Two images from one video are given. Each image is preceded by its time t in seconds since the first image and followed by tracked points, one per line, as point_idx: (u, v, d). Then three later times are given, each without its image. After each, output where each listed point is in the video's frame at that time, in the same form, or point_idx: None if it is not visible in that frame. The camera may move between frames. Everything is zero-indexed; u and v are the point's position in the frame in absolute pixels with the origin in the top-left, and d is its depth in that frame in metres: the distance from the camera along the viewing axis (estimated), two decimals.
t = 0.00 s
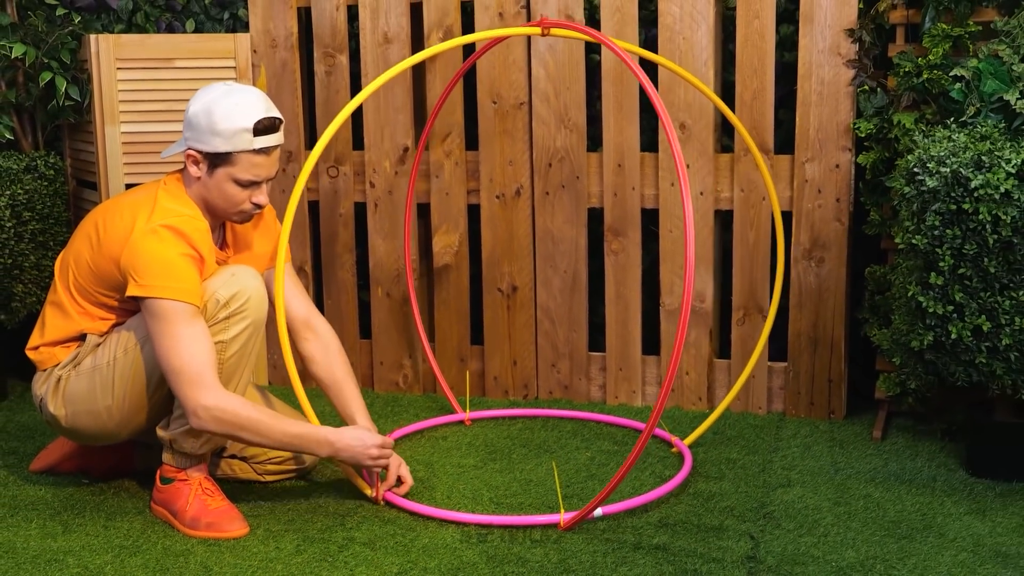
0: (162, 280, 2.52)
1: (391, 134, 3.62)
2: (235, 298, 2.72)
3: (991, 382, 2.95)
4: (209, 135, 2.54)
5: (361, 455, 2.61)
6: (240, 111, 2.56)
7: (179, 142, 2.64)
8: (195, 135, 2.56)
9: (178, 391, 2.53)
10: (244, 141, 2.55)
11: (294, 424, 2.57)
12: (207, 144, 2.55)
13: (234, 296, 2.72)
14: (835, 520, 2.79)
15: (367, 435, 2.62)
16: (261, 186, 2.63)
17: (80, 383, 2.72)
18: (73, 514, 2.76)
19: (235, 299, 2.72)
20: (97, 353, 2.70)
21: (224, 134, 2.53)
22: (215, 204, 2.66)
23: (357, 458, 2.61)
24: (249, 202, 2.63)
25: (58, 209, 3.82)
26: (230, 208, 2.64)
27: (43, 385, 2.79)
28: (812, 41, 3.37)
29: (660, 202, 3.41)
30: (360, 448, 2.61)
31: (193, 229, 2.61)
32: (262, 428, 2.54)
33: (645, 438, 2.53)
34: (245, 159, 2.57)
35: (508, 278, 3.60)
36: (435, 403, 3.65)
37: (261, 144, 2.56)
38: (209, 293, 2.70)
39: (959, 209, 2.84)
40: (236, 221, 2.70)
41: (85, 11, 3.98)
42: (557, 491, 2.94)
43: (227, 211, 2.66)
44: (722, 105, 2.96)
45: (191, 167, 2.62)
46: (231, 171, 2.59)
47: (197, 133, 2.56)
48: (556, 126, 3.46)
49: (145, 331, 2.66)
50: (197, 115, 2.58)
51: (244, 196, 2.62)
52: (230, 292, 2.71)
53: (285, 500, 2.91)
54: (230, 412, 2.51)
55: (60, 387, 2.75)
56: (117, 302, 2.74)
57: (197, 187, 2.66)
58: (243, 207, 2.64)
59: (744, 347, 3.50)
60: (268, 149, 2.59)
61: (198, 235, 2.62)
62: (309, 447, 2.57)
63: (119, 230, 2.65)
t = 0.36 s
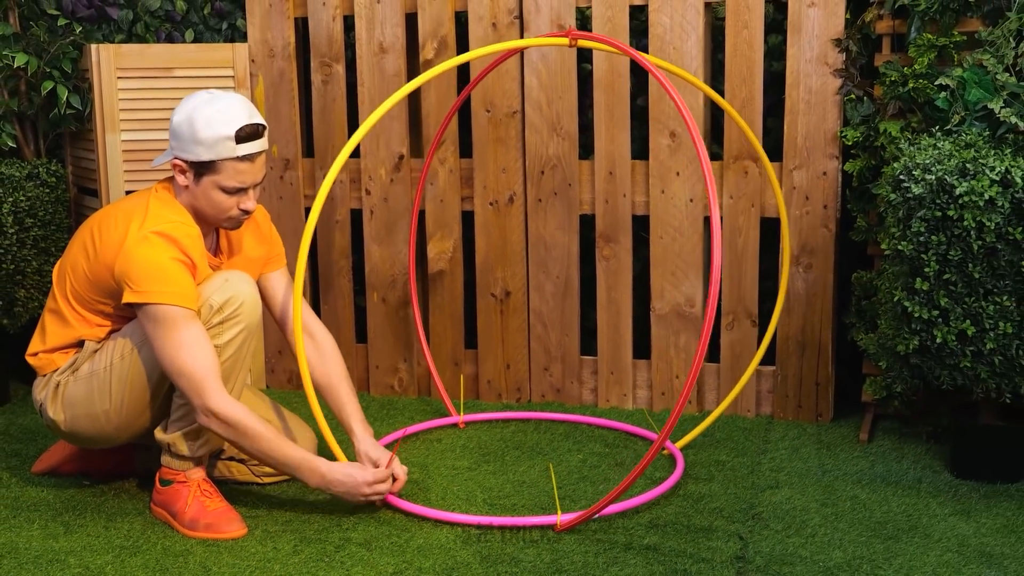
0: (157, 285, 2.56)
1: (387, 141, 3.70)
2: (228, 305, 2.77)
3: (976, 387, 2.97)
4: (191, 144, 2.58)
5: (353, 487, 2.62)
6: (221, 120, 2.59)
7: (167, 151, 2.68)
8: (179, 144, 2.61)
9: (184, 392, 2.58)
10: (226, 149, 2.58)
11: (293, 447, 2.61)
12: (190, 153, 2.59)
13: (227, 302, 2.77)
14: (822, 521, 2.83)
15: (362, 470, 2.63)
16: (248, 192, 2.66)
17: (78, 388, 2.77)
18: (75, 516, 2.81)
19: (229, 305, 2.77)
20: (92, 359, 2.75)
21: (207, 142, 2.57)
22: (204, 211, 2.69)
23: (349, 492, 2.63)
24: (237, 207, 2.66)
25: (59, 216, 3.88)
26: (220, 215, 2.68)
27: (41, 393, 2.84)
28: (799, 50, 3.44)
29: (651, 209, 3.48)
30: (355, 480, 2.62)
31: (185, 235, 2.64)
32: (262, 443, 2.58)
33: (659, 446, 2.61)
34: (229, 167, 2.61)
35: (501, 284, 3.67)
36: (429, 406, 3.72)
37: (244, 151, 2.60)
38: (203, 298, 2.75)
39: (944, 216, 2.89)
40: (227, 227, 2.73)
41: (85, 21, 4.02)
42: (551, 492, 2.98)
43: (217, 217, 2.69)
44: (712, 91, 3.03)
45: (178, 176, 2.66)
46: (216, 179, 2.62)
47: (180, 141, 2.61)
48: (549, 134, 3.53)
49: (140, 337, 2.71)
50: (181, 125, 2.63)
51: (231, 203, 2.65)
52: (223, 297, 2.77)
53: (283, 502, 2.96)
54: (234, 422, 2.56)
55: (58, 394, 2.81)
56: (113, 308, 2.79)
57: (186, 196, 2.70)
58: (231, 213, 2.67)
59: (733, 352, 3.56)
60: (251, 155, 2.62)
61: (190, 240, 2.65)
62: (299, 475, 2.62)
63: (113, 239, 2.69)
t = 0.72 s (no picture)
0: (155, 287, 2.55)
1: (386, 142, 3.71)
2: (228, 306, 2.78)
3: (976, 387, 2.97)
4: (191, 147, 2.58)
5: (357, 476, 2.64)
6: (221, 123, 2.59)
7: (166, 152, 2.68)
8: (178, 147, 2.61)
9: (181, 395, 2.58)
10: (226, 154, 2.59)
11: (296, 437, 2.63)
12: (189, 156, 2.59)
13: (225, 302, 2.77)
14: (822, 521, 2.83)
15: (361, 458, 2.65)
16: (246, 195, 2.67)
17: (77, 389, 2.77)
18: (75, 516, 2.81)
19: (226, 305, 2.77)
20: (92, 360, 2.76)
21: (206, 146, 2.57)
22: (202, 213, 2.69)
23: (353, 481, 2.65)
24: (235, 210, 2.67)
25: (59, 216, 3.88)
26: (217, 217, 2.68)
27: (38, 395, 2.84)
28: (799, 50, 3.44)
29: (651, 210, 3.48)
30: (357, 468, 2.64)
31: (182, 237, 2.63)
32: (262, 437, 2.60)
33: (631, 441, 2.54)
34: (228, 171, 2.61)
35: (501, 284, 3.68)
36: (429, 406, 3.72)
37: (244, 155, 2.60)
38: (202, 300, 2.76)
39: (943, 216, 2.90)
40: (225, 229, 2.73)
41: (85, 21, 4.03)
42: (551, 492, 2.98)
43: (216, 220, 2.69)
44: (710, 110, 3.05)
45: (177, 178, 2.66)
46: (215, 183, 2.63)
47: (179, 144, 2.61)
48: (548, 134, 3.53)
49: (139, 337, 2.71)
50: (180, 126, 2.63)
51: (229, 206, 2.66)
52: (221, 298, 2.77)
53: (283, 502, 2.96)
54: (234, 418, 2.57)
55: (56, 396, 2.80)
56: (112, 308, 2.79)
57: (185, 197, 2.70)
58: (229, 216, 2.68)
59: (732, 352, 3.57)
60: (251, 159, 2.62)
61: (187, 242, 2.64)
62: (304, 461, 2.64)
63: (110, 240, 2.69)
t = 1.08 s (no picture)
0: (117, 244, 2.45)
1: (386, 143, 3.71)
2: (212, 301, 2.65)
3: (976, 387, 2.96)
4: (192, 91, 2.54)
5: (242, 480, 2.31)
6: (218, 68, 2.57)
7: (151, 107, 2.61)
8: (174, 95, 2.55)
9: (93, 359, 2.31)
10: (229, 96, 2.57)
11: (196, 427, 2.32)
12: (190, 101, 2.54)
13: (216, 306, 2.65)
14: (822, 521, 2.83)
15: (257, 466, 2.33)
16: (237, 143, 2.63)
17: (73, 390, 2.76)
18: (76, 516, 2.81)
19: (216, 310, 2.65)
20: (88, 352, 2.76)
21: (209, 89, 2.54)
22: (188, 165, 2.61)
23: (240, 479, 2.31)
24: (226, 159, 2.61)
25: (59, 216, 3.88)
26: (207, 167, 2.60)
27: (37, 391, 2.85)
28: (799, 50, 3.44)
29: (651, 210, 3.49)
30: (243, 474, 2.31)
31: (153, 203, 2.56)
32: (161, 420, 2.29)
33: (646, 442, 2.58)
34: (227, 114, 2.58)
35: (501, 284, 3.68)
36: (429, 406, 3.72)
37: (244, 100, 2.60)
38: (194, 301, 2.64)
39: (943, 216, 2.90)
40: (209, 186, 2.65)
41: (85, 21, 4.05)
42: (551, 492, 2.98)
43: (200, 172, 2.61)
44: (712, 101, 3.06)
45: (169, 126, 2.59)
46: (213, 127, 2.57)
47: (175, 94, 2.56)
48: (548, 134, 3.53)
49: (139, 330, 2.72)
50: (173, 76, 2.57)
51: (222, 153, 2.60)
52: (211, 300, 2.65)
53: (283, 501, 2.96)
54: (130, 389, 2.27)
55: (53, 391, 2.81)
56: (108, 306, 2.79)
57: (167, 154, 2.62)
58: (220, 165, 2.61)
59: (732, 352, 3.57)
60: (249, 103, 2.62)
61: (158, 208, 2.57)
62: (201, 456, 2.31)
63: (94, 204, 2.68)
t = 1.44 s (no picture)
0: (110, 45, 2.32)
1: (386, 143, 3.71)
2: (216, 323, 2.47)
3: (976, 387, 2.97)
4: None
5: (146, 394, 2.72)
6: None
7: None
8: None
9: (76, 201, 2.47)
10: None
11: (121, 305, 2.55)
12: None
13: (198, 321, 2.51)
14: (822, 521, 2.83)
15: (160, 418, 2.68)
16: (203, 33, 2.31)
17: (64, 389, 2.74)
18: (76, 516, 2.81)
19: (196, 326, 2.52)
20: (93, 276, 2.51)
21: None
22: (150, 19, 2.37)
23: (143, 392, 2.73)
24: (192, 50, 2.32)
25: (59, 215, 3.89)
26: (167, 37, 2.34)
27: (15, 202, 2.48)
28: (799, 50, 3.44)
29: (651, 210, 3.49)
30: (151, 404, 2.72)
31: (137, 58, 2.36)
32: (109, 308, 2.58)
33: (642, 443, 2.57)
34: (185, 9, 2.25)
35: (501, 285, 3.68)
36: (429, 406, 3.72)
37: None
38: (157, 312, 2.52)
39: (943, 216, 2.90)
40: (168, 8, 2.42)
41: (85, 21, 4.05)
42: (551, 492, 2.98)
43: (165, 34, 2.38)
44: (711, 105, 3.06)
45: None
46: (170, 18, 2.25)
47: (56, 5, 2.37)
48: (548, 135, 3.53)
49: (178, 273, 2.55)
50: None
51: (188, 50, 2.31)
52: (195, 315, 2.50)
53: (284, 501, 2.96)
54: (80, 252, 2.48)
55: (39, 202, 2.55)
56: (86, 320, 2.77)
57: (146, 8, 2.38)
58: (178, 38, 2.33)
59: (732, 351, 3.57)
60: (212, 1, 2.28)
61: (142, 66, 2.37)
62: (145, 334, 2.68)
63: None
